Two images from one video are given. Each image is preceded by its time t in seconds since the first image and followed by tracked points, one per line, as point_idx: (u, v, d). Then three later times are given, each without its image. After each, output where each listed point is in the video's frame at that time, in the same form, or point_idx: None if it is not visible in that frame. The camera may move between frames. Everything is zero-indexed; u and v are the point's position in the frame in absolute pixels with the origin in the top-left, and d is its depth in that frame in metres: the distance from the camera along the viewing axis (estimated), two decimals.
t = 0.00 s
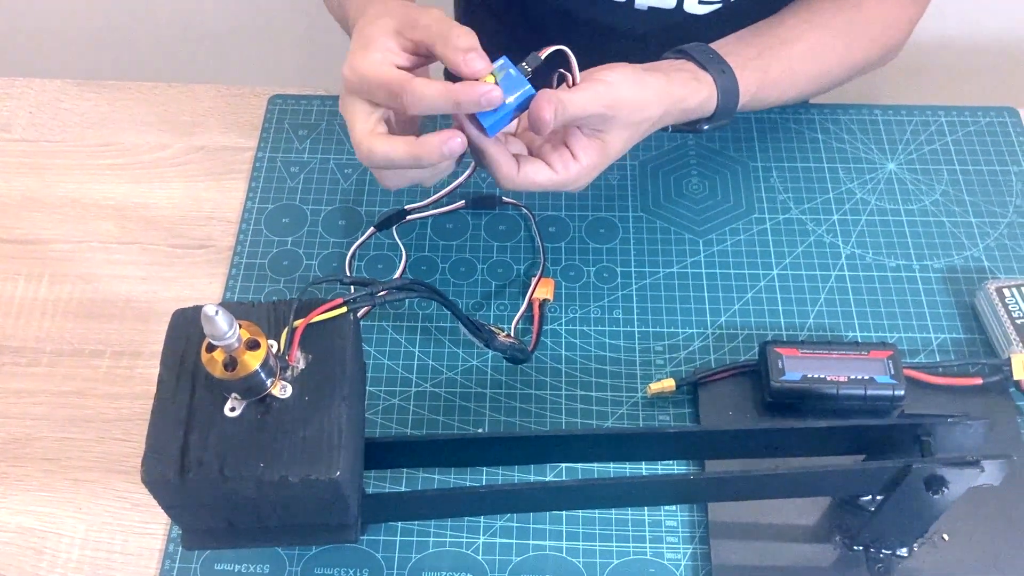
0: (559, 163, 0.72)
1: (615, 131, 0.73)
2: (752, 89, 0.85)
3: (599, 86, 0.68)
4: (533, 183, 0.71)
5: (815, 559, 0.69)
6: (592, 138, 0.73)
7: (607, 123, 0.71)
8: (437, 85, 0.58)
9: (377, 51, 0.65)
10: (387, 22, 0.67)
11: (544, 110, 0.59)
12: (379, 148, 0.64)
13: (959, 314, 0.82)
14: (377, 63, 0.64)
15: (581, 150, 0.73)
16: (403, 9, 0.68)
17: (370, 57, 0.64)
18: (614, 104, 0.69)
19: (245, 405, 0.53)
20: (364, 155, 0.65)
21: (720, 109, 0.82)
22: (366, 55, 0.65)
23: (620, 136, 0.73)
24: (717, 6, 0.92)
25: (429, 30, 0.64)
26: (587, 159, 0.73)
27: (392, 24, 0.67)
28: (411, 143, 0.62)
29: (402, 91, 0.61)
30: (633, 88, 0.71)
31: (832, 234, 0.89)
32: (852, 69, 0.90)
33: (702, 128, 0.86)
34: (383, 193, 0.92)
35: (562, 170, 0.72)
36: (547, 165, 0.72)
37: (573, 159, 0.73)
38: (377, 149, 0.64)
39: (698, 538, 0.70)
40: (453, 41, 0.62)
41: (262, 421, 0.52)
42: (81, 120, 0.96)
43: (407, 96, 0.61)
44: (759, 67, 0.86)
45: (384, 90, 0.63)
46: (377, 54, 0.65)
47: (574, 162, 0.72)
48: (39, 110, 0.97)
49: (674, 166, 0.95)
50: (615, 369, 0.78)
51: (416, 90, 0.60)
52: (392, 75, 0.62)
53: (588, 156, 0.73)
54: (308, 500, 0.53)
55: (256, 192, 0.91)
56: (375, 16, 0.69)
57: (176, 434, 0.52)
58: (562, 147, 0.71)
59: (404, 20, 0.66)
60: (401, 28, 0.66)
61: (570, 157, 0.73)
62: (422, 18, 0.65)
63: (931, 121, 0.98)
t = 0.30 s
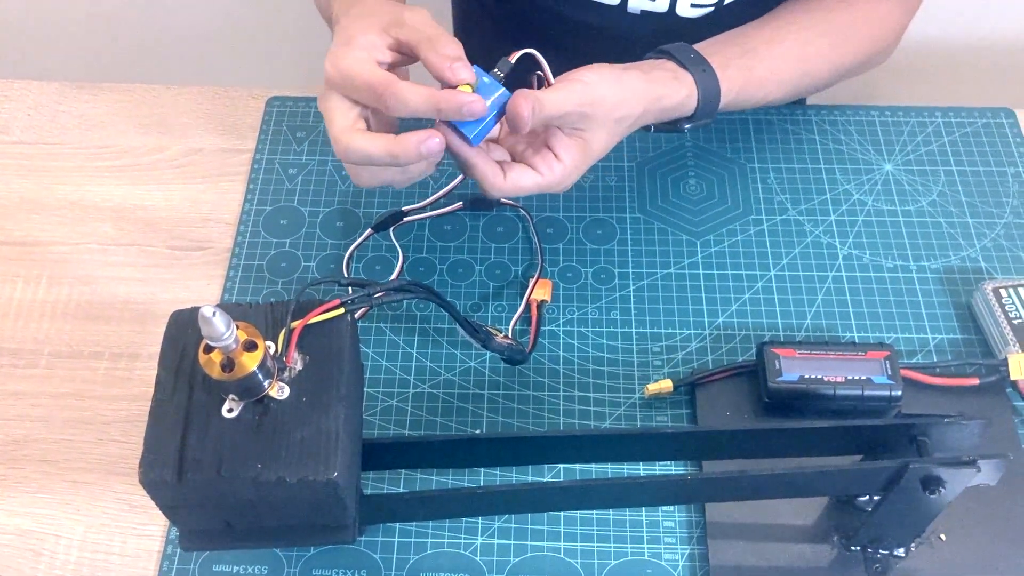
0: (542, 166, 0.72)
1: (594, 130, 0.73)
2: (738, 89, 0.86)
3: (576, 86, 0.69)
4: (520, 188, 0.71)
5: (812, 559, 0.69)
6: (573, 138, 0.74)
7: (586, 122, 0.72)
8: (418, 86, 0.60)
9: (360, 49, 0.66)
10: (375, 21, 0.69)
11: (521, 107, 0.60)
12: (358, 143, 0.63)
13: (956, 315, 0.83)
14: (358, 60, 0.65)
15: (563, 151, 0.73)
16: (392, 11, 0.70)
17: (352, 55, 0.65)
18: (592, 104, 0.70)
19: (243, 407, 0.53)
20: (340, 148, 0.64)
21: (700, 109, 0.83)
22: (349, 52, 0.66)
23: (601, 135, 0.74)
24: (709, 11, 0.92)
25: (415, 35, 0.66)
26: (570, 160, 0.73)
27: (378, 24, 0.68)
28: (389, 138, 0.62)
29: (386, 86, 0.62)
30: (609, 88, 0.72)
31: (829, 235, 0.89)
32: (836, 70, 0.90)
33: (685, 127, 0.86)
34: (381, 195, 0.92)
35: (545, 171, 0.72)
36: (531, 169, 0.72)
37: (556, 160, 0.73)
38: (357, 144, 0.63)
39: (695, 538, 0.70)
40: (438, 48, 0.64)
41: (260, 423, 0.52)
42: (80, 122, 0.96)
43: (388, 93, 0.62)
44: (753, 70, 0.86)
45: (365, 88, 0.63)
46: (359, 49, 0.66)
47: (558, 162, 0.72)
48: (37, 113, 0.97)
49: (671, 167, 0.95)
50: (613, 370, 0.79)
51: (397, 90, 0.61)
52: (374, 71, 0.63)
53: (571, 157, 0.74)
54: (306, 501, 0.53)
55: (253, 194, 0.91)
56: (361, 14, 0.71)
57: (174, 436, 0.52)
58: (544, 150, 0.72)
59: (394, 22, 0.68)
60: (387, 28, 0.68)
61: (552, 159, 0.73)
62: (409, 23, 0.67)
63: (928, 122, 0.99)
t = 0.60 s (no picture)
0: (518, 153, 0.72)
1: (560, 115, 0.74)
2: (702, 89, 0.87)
3: (531, 74, 0.71)
4: (516, 185, 0.72)
5: (809, 557, 0.69)
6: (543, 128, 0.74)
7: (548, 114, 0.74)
8: (371, 86, 0.66)
9: (317, 39, 0.70)
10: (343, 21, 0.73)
11: (466, 87, 0.63)
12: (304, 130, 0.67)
13: (952, 313, 0.83)
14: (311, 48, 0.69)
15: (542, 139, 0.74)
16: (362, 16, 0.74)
17: (305, 44, 0.69)
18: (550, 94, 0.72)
19: (241, 405, 0.53)
20: (288, 133, 0.69)
21: (658, 96, 0.85)
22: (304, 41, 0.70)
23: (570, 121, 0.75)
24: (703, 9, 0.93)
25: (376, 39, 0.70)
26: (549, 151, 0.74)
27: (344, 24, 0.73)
28: (339, 129, 0.66)
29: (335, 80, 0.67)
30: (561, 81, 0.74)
31: (825, 234, 0.89)
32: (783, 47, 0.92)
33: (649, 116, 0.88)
34: (379, 195, 0.92)
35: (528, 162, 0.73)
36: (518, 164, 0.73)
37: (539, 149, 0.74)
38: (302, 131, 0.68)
39: (692, 536, 0.71)
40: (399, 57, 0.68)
41: (259, 420, 0.53)
42: (79, 123, 0.97)
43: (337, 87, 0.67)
44: (738, 69, 0.88)
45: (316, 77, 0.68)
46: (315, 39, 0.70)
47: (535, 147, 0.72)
48: (37, 114, 0.97)
49: (669, 167, 0.96)
50: (610, 368, 0.79)
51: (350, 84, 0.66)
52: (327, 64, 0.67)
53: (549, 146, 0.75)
54: (305, 498, 0.53)
55: (252, 194, 0.91)
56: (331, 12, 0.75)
57: (173, 433, 0.52)
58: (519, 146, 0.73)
59: (363, 26, 0.72)
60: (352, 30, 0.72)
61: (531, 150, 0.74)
62: (373, 28, 0.71)
63: (924, 121, 0.99)
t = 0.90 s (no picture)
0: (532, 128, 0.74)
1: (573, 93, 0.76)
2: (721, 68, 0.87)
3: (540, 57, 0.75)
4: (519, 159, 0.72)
5: (806, 553, 0.69)
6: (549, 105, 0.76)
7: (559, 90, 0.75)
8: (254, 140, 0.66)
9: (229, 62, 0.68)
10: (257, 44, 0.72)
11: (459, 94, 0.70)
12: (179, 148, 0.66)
13: (949, 311, 0.83)
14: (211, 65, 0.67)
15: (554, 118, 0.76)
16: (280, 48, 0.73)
17: (216, 63, 0.67)
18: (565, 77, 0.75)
19: (239, 401, 0.53)
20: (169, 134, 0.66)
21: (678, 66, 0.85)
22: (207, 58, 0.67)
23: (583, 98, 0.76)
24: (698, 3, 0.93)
25: (283, 84, 0.70)
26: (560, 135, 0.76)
27: (255, 47, 0.71)
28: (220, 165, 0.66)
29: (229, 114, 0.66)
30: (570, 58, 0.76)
31: (822, 232, 0.90)
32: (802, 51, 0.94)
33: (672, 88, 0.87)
34: (377, 193, 0.92)
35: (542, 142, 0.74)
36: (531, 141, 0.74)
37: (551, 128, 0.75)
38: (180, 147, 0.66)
39: (690, 533, 0.71)
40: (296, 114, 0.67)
41: (256, 417, 0.53)
42: (78, 122, 0.97)
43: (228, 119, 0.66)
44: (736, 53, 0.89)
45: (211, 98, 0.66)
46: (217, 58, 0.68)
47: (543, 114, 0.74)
48: (36, 113, 0.98)
49: (666, 165, 0.96)
50: (608, 366, 0.79)
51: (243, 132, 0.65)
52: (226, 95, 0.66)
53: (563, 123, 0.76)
54: (303, 495, 0.53)
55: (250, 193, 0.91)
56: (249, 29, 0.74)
57: (172, 430, 0.52)
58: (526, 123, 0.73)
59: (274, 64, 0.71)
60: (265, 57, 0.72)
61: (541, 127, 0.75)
62: (285, 69, 0.71)
63: (920, 120, 0.99)
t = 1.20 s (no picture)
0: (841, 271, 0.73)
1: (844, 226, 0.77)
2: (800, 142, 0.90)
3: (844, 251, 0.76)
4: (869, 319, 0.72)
5: (807, 553, 0.69)
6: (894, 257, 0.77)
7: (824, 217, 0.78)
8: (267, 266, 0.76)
9: (251, 185, 0.76)
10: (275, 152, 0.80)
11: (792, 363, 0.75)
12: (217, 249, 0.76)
13: (949, 310, 0.83)
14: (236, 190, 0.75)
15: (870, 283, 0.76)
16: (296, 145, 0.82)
17: (240, 187, 0.75)
18: (831, 239, 0.77)
19: (240, 402, 0.53)
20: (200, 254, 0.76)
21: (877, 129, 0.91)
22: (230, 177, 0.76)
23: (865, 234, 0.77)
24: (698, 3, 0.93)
25: (297, 190, 0.80)
26: (873, 279, 0.74)
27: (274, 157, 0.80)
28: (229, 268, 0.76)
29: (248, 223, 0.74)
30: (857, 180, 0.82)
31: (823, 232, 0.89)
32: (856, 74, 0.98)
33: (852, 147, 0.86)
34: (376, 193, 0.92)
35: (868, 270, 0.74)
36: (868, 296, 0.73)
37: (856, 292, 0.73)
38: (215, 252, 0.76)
39: (691, 533, 0.71)
40: (304, 225, 0.78)
41: (257, 418, 0.53)
42: (77, 122, 0.96)
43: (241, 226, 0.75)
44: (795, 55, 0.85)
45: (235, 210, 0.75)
46: (241, 177, 0.76)
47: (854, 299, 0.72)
48: (35, 113, 0.97)
49: (667, 165, 0.95)
50: (608, 366, 0.79)
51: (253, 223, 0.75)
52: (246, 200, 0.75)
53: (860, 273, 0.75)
54: (304, 495, 0.53)
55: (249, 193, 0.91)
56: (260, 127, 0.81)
57: (172, 431, 0.52)
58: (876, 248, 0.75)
59: (291, 170, 0.80)
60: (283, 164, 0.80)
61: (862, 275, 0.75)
62: (299, 175, 0.81)
63: (920, 119, 0.99)
